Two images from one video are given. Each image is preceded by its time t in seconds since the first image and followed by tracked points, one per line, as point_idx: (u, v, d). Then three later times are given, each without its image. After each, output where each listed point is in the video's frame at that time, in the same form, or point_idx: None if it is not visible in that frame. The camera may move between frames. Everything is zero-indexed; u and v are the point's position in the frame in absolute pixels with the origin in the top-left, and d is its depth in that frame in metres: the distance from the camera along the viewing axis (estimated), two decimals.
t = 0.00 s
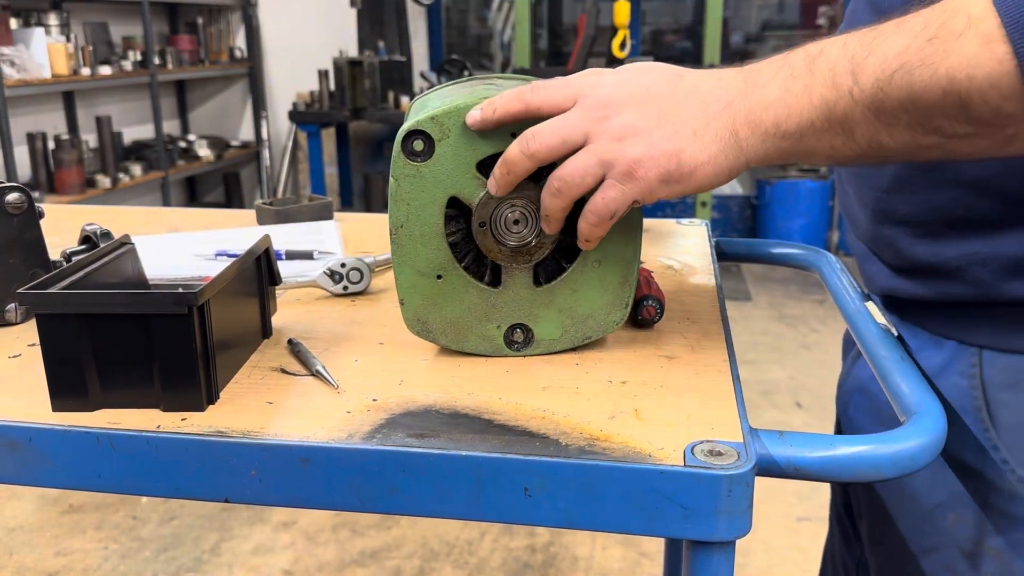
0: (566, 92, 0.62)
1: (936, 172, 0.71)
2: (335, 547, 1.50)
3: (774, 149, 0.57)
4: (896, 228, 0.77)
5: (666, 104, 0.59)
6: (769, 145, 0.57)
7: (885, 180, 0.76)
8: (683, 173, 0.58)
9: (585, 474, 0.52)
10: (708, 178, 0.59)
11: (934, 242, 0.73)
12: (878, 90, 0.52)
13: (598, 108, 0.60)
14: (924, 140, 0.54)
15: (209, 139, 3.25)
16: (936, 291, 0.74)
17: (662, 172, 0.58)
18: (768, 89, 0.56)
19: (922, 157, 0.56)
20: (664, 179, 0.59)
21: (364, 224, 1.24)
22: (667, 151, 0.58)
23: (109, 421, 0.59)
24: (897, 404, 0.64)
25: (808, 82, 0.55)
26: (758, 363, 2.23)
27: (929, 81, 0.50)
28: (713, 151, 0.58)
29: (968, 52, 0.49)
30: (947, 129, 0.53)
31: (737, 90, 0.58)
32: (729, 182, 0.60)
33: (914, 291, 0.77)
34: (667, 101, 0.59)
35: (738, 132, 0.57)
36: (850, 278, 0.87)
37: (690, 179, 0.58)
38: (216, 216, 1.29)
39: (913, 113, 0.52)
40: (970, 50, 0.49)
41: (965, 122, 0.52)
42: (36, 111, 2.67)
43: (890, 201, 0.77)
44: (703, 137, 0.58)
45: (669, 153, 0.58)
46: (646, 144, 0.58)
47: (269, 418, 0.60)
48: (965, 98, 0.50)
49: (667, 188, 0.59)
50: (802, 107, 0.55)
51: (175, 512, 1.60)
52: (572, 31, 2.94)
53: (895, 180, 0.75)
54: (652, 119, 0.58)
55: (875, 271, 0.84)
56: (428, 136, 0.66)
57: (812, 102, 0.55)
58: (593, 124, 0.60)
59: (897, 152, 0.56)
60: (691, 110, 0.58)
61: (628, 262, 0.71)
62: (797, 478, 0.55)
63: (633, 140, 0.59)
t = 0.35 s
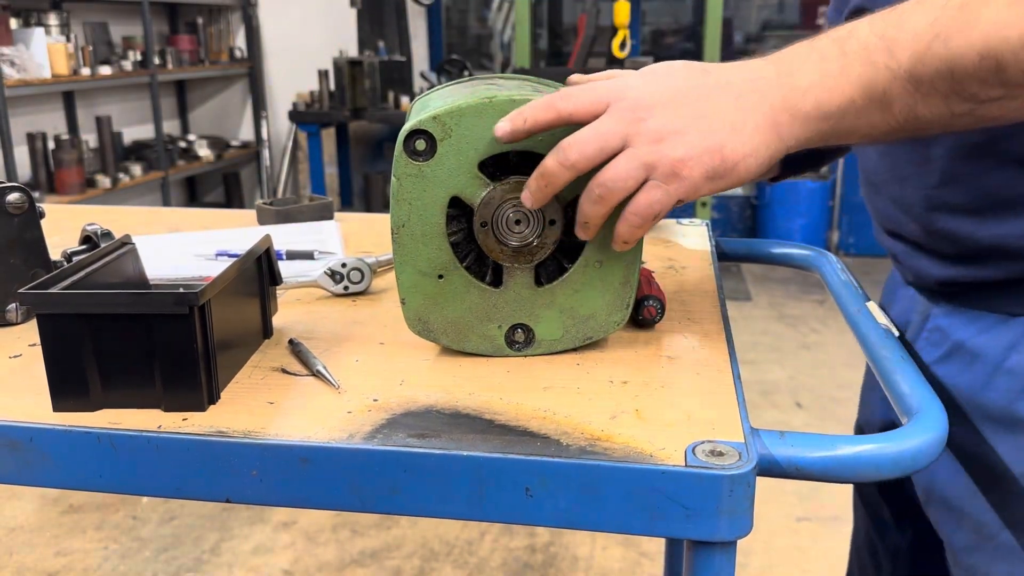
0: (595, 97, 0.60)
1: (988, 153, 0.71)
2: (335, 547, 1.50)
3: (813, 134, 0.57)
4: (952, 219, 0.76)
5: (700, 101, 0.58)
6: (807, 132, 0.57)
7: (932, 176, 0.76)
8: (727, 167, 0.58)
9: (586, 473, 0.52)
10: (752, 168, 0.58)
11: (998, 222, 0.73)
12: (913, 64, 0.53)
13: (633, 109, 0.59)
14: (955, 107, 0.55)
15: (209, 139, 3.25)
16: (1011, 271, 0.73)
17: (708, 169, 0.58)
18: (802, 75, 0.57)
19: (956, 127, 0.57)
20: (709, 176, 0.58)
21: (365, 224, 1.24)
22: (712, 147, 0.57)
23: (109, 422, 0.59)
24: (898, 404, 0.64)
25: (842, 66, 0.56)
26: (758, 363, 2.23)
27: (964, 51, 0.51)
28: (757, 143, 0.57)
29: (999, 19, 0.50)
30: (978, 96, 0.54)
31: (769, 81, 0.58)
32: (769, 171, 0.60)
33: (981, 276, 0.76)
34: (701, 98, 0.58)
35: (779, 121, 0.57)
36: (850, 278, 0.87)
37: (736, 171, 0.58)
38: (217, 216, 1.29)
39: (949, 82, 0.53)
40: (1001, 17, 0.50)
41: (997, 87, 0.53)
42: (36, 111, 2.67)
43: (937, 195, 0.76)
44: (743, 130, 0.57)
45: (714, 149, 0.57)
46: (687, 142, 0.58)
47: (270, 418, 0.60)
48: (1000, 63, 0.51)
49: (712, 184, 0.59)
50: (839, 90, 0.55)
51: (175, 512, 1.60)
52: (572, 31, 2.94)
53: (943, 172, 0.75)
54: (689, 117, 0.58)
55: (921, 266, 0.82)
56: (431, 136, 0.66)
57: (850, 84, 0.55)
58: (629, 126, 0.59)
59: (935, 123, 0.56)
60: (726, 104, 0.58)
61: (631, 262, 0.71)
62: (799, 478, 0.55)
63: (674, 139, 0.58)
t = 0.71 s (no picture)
0: (681, 90, 0.57)
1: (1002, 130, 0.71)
2: (335, 547, 1.50)
3: (917, 123, 0.55)
4: (957, 196, 0.75)
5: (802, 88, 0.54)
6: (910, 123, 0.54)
7: (943, 151, 0.76)
8: (830, 159, 0.54)
9: (586, 474, 0.52)
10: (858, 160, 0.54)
11: (1003, 205, 0.72)
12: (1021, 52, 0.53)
13: (725, 98, 0.55)
14: None
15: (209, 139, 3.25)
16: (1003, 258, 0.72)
17: (811, 160, 0.54)
18: (910, 61, 0.54)
19: None
20: (811, 168, 0.54)
21: (365, 224, 1.24)
22: (818, 134, 0.53)
23: (109, 422, 0.59)
24: (897, 404, 0.64)
25: (962, 45, 0.54)
26: (758, 363, 2.23)
27: None
28: (866, 130, 0.53)
29: None
30: None
31: (875, 67, 0.54)
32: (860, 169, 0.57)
33: (977, 263, 0.75)
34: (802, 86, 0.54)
35: (888, 106, 0.53)
36: (850, 278, 0.87)
37: (840, 162, 0.54)
38: (217, 216, 1.29)
39: None
40: None
41: None
42: (36, 111, 2.67)
43: (950, 169, 0.75)
44: (851, 116, 0.53)
45: (820, 136, 0.53)
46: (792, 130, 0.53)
47: (270, 419, 0.60)
48: None
49: (813, 178, 0.55)
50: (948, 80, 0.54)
51: (175, 512, 1.60)
52: (572, 31, 2.95)
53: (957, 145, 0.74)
54: (789, 104, 0.54)
55: (921, 249, 0.81)
56: (430, 136, 0.66)
57: (966, 68, 0.54)
58: (721, 117, 0.55)
59: None
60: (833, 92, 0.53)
61: (629, 263, 0.71)
62: (800, 479, 0.55)
63: (773, 127, 0.54)
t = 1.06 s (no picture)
0: (577, 74, 0.51)
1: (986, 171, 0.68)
2: (335, 547, 1.50)
3: (800, 175, 0.45)
4: (944, 232, 0.74)
5: (680, 107, 0.47)
6: (788, 168, 0.45)
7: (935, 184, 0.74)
8: (687, 191, 0.46)
9: (586, 474, 0.52)
10: (713, 208, 0.47)
11: (986, 248, 0.70)
12: (929, 99, 0.41)
13: (603, 103, 0.49)
14: (969, 157, 0.43)
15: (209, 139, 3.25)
16: (983, 302, 0.71)
17: (666, 184, 0.47)
18: (793, 101, 0.44)
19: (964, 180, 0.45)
20: (662, 194, 0.47)
21: (364, 224, 1.24)
22: (670, 162, 0.46)
23: (110, 422, 0.59)
24: (898, 405, 0.64)
25: (851, 89, 0.43)
26: (758, 363, 2.23)
27: (990, 95, 0.40)
28: (723, 171, 0.45)
29: None
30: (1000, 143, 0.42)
31: (768, 99, 0.45)
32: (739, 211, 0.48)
33: (962, 300, 0.74)
34: (682, 105, 0.47)
35: (760, 150, 0.45)
36: (850, 277, 0.87)
37: (692, 200, 0.46)
38: (217, 216, 1.29)
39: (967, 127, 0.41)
40: None
41: None
42: (36, 111, 2.67)
43: (940, 203, 0.73)
44: (706, 154, 0.46)
45: (671, 165, 0.46)
46: (655, 148, 0.47)
47: (271, 418, 0.60)
48: None
49: (666, 204, 0.48)
50: (835, 120, 0.43)
51: (175, 512, 1.60)
52: (572, 31, 2.94)
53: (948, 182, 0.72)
54: (659, 122, 0.47)
55: (921, 278, 0.81)
56: (431, 136, 0.66)
57: (854, 117, 0.43)
58: (598, 111, 0.49)
59: (957, 169, 0.44)
60: (713, 117, 0.46)
61: (629, 264, 0.71)
62: (801, 479, 0.55)
63: (635, 141, 0.47)
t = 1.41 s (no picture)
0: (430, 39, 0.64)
1: (995, 231, 0.63)
2: (335, 547, 1.50)
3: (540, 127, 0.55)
4: (960, 290, 0.69)
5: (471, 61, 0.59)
6: (529, 121, 0.55)
7: (948, 238, 0.68)
8: (462, 130, 0.59)
9: (585, 474, 0.52)
10: (481, 141, 0.59)
11: (1004, 312, 0.66)
12: (619, 74, 0.47)
13: (428, 53, 0.63)
14: (676, 143, 0.48)
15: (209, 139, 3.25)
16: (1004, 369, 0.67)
17: (440, 123, 0.61)
18: (546, 64, 0.54)
19: (693, 166, 0.49)
20: (438, 130, 0.61)
21: (364, 224, 1.24)
22: (454, 106, 0.59)
23: (110, 421, 0.59)
24: (898, 404, 0.64)
25: (582, 58, 0.51)
26: (758, 363, 2.23)
27: (666, 76, 0.44)
28: (488, 114, 0.57)
29: (707, 47, 0.43)
30: (698, 135, 0.46)
31: (541, 64, 0.54)
32: (502, 157, 0.60)
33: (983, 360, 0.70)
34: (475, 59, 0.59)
35: (514, 102, 0.55)
36: (850, 277, 0.87)
37: (466, 138, 0.59)
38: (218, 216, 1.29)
39: (653, 109, 0.46)
40: (710, 44, 0.43)
41: (711, 129, 0.45)
42: (36, 111, 2.67)
43: (953, 259, 0.68)
44: (485, 101, 0.57)
45: (455, 108, 0.59)
46: (437, 93, 0.61)
47: (271, 418, 0.60)
48: (701, 96, 0.43)
49: (442, 141, 0.62)
50: (561, 85, 0.52)
51: (175, 512, 1.60)
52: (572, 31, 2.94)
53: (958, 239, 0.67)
54: (461, 75, 0.60)
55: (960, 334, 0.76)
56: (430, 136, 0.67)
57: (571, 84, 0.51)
58: (429, 63, 0.62)
59: (668, 150, 0.49)
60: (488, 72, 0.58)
61: (630, 264, 0.71)
62: (801, 479, 0.55)
63: (443, 88, 0.61)
